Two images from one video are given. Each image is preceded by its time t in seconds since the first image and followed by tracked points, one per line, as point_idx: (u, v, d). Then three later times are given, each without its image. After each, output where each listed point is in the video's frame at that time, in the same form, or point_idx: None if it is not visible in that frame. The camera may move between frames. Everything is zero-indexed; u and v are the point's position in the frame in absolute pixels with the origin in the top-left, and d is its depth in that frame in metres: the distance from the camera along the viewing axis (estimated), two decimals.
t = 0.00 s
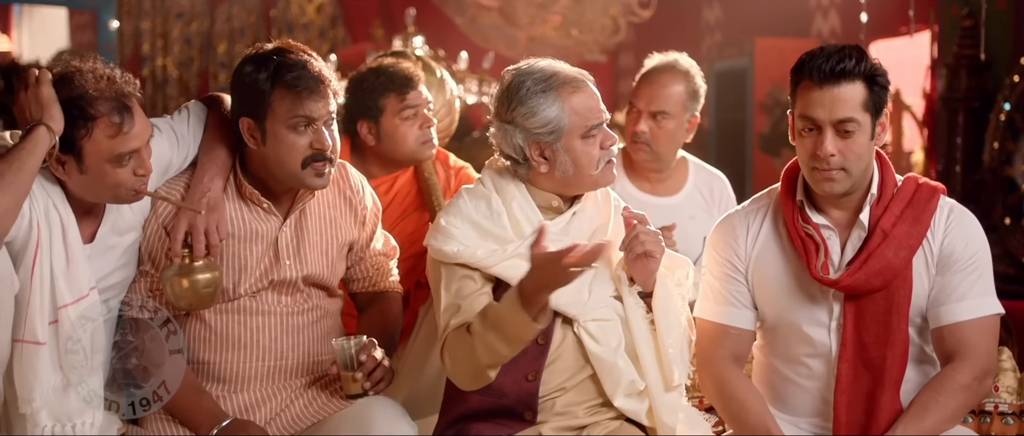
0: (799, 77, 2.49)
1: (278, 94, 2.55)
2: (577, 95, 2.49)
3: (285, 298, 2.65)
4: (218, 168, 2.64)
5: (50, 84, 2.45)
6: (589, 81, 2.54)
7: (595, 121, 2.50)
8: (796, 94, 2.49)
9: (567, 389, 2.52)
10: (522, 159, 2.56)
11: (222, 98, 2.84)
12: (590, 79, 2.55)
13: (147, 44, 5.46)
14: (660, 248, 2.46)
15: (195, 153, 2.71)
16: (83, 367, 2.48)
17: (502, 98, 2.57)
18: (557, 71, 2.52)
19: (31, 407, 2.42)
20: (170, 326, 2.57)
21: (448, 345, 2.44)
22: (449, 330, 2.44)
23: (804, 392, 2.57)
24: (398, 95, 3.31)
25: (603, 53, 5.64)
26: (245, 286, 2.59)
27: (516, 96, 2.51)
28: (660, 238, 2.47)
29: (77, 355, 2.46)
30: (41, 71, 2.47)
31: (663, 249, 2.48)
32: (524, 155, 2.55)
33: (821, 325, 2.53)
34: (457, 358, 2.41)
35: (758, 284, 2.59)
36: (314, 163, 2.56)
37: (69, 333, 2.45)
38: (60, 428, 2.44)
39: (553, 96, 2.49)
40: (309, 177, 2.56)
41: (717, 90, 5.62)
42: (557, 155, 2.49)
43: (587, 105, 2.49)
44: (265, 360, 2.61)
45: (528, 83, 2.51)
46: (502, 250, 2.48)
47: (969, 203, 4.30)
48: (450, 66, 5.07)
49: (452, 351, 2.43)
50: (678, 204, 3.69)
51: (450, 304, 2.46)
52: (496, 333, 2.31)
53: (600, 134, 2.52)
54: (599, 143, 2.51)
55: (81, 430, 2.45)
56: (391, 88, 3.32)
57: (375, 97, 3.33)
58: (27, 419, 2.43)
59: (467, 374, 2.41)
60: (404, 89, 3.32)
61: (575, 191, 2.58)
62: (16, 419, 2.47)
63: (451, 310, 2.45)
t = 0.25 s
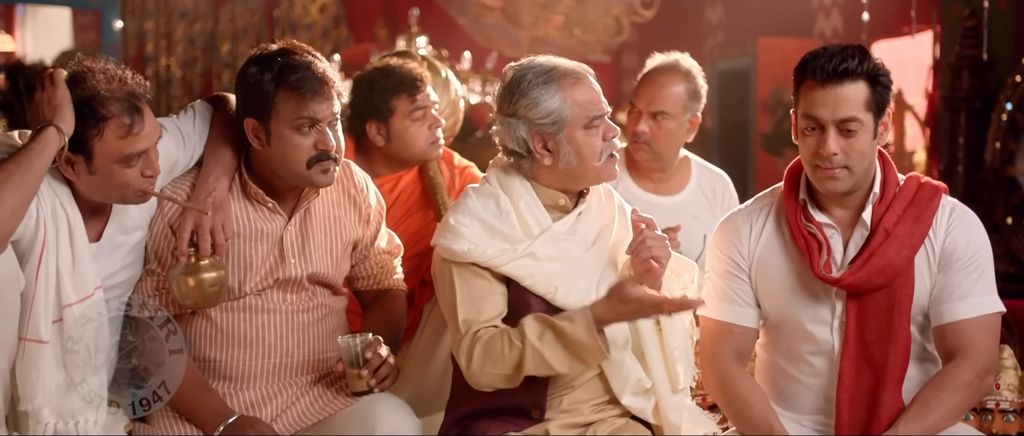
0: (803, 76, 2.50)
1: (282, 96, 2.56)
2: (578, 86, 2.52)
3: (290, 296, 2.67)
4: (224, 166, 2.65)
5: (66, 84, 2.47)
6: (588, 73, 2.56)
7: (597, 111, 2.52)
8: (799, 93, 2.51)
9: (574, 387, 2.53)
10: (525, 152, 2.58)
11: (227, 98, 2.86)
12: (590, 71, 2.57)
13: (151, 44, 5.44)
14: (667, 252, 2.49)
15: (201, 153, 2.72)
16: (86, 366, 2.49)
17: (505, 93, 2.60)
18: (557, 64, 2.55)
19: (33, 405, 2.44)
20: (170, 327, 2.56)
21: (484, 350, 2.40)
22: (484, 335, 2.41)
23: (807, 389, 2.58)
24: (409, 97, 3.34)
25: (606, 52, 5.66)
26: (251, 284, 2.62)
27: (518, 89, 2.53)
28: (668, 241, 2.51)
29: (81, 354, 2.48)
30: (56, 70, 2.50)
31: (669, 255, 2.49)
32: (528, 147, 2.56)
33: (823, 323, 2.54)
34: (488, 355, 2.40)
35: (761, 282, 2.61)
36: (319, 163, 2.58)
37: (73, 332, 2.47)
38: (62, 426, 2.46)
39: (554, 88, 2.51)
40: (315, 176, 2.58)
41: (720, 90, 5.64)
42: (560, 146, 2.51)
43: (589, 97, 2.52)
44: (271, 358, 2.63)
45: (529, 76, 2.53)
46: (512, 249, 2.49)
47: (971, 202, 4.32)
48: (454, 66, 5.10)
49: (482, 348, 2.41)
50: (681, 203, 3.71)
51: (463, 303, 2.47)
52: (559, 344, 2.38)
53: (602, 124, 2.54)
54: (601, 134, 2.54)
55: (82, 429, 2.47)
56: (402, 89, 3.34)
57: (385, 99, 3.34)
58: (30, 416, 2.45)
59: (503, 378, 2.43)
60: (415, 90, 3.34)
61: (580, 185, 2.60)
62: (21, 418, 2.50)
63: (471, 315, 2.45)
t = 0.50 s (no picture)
0: (804, 75, 2.52)
1: (286, 96, 2.57)
2: (573, 72, 2.58)
3: (294, 293, 2.69)
4: (228, 165, 2.68)
5: (74, 83, 2.50)
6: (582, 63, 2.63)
7: (594, 95, 2.57)
8: (800, 92, 2.53)
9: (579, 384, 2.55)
10: (526, 140, 2.60)
11: (232, 96, 2.88)
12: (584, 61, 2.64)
13: (153, 43, 5.53)
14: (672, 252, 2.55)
15: (205, 152, 2.75)
16: (92, 363, 2.52)
17: (501, 87, 2.64)
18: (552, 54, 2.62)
19: (41, 401, 2.46)
20: (169, 326, 2.58)
21: (506, 355, 2.42)
22: (506, 341, 2.43)
23: (809, 387, 2.60)
24: (413, 97, 3.35)
25: (607, 52, 5.68)
26: (255, 282, 2.64)
27: (512, 79, 2.58)
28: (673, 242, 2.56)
29: (89, 352, 2.51)
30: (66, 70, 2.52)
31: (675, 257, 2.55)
32: (528, 135, 2.59)
33: (825, 321, 2.56)
34: (509, 362, 2.42)
35: (763, 280, 2.63)
36: (323, 162, 2.60)
37: (79, 329, 2.49)
38: (70, 423, 2.46)
39: (549, 73, 2.57)
40: (320, 174, 2.60)
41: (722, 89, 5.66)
42: (560, 130, 2.55)
43: (585, 82, 2.57)
44: (275, 355, 2.65)
45: (523, 66, 2.59)
46: (519, 248, 2.51)
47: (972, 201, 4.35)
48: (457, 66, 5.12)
49: (504, 353, 2.42)
50: (683, 202, 3.73)
51: (470, 302, 2.48)
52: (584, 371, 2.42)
53: (600, 109, 2.58)
54: (599, 118, 2.57)
55: (88, 426, 2.47)
56: (406, 88, 3.35)
57: (390, 99, 3.34)
58: (38, 414, 2.47)
59: (522, 388, 2.45)
60: (417, 90, 3.35)
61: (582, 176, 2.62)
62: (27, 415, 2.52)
63: (482, 316, 2.47)
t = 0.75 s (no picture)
0: (807, 74, 2.54)
1: (294, 101, 2.59)
2: (573, 69, 2.60)
3: (298, 290, 2.71)
4: (232, 164, 2.70)
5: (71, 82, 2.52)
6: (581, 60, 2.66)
7: (594, 90, 2.60)
8: (803, 91, 2.55)
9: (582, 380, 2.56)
10: (528, 135, 2.62)
11: (236, 95, 2.90)
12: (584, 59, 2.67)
13: (156, 43, 5.49)
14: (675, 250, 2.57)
15: (209, 150, 2.77)
16: (99, 360, 2.55)
17: (501, 86, 2.66)
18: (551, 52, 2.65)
19: (49, 398, 2.48)
20: (169, 327, 2.60)
21: (508, 353, 2.43)
22: (509, 339, 2.45)
23: (812, 384, 2.62)
24: (417, 98, 3.37)
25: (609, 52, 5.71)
26: (259, 280, 2.65)
27: (513, 75, 2.61)
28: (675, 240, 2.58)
29: (97, 349, 2.53)
30: (63, 70, 2.53)
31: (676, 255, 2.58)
32: (530, 130, 2.61)
33: (826, 318, 2.58)
34: (513, 360, 2.43)
35: (764, 278, 2.64)
36: (320, 169, 2.61)
37: (86, 326, 2.52)
38: (76, 419, 2.49)
39: (549, 69, 2.59)
40: (317, 181, 2.63)
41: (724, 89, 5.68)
42: (561, 123, 2.56)
43: (585, 78, 2.60)
44: (280, 352, 2.68)
45: (523, 63, 2.62)
46: (522, 245, 2.52)
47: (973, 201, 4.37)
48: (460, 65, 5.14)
49: (509, 350, 2.43)
50: (685, 201, 3.75)
51: (473, 300, 2.50)
52: (585, 369, 2.45)
53: (600, 104, 2.60)
54: (600, 113, 2.59)
55: (95, 421, 2.50)
56: (412, 90, 3.38)
57: (394, 100, 3.37)
58: (45, 410, 2.48)
59: (523, 385, 2.47)
60: (421, 92, 3.38)
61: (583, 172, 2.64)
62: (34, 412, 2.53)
63: (484, 314, 2.48)
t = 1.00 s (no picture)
0: (808, 74, 2.55)
1: (299, 101, 2.60)
2: (576, 69, 2.61)
3: (302, 288, 2.73)
4: (236, 164, 2.71)
5: (82, 82, 2.53)
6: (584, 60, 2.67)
7: (597, 91, 2.61)
8: (805, 90, 2.56)
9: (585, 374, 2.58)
10: (530, 134, 2.63)
11: (241, 95, 2.93)
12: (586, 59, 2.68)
13: (158, 44, 5.51)
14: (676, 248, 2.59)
15: (213, 150, 2.79)
16: (105, 357, 2.56)
17: (504, 85, 2.67)
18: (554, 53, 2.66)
19: (55, 396, 2.49)
20: (170, 327, 2.62)
21: (512, 350, 2.45)
22: (512, 337, 2.46)
23: (812, 382, 2.64)
24: (420, 99, 3.38)
25: (611, 52, 5.70)
26: (263, 278, 2.67)
27: (517, 75, 2.62)
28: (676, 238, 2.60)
29: (103, 346, 2.55)
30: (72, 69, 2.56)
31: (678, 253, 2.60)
32: (532, 130, 2.62)
33: (827, 317, 2.59)
34: (516, 357, 2.45)
35: (766, 277, 2.66)
36: (321, 169, 2.64)
37: (93, 324, 2.53)
38: (83, 417, 2.51)
39: (552, 69, 2.61)
40: (316, 180, 2.65)
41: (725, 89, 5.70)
42: (564, 124, 2.58)
43: (587, 79, 2.61)
44: (284, 349, 2.70)
45: (527, 63, 2.63)
46: (524, 243, 2.54)
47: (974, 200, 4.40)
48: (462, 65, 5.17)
49: (511, 348, 2.45)
50: (686, 200, 3.76)
51: (476, 298, 2.51)
52: (587, 366, 2.47)
53: (602, 104, 2.62)
54: (602, 113, 2.61)
55: (100, 419, 2.52)
56: (413, 90, 3.38)
57: (398, 100, 3.37)
58: (51, 407, 2.50)
59: (525, 382, 2.48)
60: (424, 92, 3.38)
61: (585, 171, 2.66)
62: (40, 409, 2.53)
63: (487, 312, 2.50)
